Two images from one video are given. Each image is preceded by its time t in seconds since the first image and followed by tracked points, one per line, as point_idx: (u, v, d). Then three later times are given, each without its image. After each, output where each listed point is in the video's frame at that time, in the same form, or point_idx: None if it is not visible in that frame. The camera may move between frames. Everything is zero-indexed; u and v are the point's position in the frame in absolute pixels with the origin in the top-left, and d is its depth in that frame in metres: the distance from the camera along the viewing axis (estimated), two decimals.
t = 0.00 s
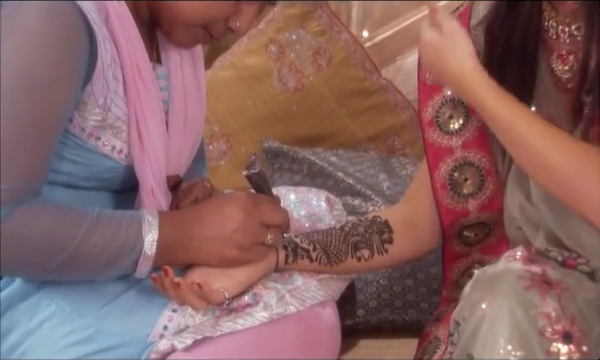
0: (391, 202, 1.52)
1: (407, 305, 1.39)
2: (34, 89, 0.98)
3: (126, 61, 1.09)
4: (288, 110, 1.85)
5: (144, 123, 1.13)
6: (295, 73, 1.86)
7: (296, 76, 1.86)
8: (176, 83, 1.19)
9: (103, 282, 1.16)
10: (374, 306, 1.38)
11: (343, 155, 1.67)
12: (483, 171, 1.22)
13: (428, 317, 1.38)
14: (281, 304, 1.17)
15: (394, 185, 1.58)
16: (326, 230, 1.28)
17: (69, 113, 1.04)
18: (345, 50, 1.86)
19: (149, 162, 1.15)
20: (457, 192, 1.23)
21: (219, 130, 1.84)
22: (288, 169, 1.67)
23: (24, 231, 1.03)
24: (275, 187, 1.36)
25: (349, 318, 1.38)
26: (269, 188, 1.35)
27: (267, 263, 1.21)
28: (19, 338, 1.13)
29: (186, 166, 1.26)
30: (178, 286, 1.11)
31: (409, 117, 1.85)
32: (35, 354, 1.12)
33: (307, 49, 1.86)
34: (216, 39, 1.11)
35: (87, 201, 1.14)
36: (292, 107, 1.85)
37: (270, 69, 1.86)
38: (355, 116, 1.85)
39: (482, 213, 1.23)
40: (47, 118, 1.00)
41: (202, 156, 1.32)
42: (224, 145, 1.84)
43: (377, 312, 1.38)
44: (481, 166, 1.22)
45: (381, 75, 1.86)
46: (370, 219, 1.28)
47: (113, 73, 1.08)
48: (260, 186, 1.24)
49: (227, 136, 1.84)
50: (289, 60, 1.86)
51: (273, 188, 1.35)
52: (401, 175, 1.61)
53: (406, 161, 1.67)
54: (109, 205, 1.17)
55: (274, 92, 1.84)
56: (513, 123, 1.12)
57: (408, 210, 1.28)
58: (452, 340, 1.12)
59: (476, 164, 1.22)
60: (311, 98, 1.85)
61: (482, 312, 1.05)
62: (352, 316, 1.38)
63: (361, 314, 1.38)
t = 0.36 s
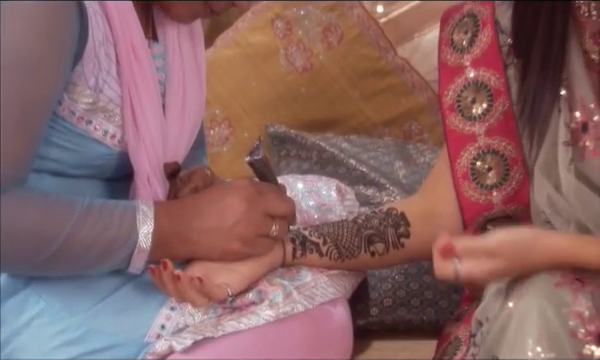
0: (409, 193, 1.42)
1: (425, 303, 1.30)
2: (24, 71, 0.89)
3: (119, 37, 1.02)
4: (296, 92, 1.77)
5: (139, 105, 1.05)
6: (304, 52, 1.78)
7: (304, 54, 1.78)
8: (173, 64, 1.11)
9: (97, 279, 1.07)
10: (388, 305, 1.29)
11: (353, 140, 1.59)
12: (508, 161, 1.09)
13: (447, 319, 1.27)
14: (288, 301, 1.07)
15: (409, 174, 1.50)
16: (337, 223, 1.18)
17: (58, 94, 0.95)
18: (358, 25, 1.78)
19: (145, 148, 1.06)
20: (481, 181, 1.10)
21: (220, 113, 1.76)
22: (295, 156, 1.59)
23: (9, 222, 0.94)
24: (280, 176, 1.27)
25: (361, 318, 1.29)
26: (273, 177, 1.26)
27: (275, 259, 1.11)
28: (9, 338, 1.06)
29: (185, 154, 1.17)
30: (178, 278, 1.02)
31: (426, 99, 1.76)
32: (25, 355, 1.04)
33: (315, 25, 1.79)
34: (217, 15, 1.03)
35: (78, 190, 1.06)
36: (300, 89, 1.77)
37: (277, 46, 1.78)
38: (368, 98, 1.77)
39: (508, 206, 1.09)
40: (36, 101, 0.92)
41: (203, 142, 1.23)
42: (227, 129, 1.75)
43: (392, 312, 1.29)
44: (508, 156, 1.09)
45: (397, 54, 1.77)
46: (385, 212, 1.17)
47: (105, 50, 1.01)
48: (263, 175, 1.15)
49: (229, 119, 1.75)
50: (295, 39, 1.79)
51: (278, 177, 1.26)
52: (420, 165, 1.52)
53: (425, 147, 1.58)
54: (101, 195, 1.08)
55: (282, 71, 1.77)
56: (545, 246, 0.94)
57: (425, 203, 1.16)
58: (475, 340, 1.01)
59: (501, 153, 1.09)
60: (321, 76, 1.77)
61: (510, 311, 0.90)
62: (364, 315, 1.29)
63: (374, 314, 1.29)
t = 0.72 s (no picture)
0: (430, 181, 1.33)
1: (443, 301, 1.21)
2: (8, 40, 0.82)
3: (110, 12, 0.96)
4: (304, 70, 1.67)
5: (132, 84, 0.97)
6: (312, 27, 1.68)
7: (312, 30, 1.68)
8: (171, 43, 1.03)
9: (85, 274, 0.99)
10: (403, 303, 1.20)
11: (364, 123, 1.52)
12: (533, 146, 0.98)
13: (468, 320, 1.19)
14: (295, 298, 0.99)
15: (425, 162, 1.41)
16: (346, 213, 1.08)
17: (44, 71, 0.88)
18: None
19: (139, 132, 0.98)
20: (503, 168, 0.99)
21: (221, 94, 1.66)
22: (303, 140, 1.51)
23: None
24: (285, 163, 1.20)
25: (374, 316, 1.21)
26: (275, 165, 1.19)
27: (280, 252, 1.03)
28: None
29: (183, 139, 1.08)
30: (177, 269, 0.93)
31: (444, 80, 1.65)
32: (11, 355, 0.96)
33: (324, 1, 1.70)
34: None
35: (64, 177, 0.97)
36: (308, 66, 1.67)
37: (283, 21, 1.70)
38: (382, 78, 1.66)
39: (533, 196, 0.98)
40: (21, 76, 0.84)
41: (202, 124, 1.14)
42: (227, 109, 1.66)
43: (406, 310, 1.21)
44: (533, 140, 0.98)
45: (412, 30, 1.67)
46: (401, 202, 1.07)
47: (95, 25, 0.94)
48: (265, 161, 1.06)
49: (230, 100, 1.66)
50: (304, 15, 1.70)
51: (282, 164, 1.19)
52: (438, 151, 1.44)
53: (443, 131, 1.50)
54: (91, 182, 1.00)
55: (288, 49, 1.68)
56: (576, 244, 0.86)
57: (443, 192, 1.05)
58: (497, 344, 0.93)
59: (526, 138, 0.98)
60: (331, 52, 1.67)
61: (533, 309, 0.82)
62: (377, 314, 1.21)
63: (388, 312, 1.21)
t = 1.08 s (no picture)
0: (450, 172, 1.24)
1: (464, 301, 1.13)
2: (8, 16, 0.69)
3: None
4: (312, 52, 1.59)
5: (124, 66, 0.90)
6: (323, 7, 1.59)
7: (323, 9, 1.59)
8: (166, 28, 0.97)
9: (72, 273, 0.91)
10: (419, 304, 1.13)
11: (377, 109, 1.45)
12: (562, 134, 0.94)
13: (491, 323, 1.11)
14: (302, 299, 0.90)
15: (443, 152, 1.33)
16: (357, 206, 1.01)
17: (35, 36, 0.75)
18: None
19: (133, 118, 0.91)
20: (529, 159, 0.95)
21: (221, 78, 1.59)
22: (311, 127, 1.43)
23: None
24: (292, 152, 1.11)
25: (389, 319, 1.13)
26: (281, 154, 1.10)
27: (285, 249, 0.95)
28: None
29: (180, 126, 1.00)
30: (174, 264, 0.86)
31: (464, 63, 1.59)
32: None
33: None
34: None
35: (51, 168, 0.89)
36: (317, 48, 1.59)
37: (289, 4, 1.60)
38: (397, 63, 1.59)
39: (561, 188, 0.94)
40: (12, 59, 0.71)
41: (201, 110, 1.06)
42: (228, 92, 1.59)
43: (424, 311, 1.13)
44: (562, 128, 0.94)
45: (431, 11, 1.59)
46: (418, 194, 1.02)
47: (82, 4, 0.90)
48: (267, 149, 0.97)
49: (231, 84, 1.59)
50: None
51: (289, 153, 1.10)
52: (457, 139, 1.38)
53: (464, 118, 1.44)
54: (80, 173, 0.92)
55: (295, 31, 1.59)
56: None
57: (464, 184, 1.01)
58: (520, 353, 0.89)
59: (555, 126, 0.95)
60: (340, 36, 1.59)
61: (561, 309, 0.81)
62: (392, 316, 1.13)
63: (403, 314, 1.13)
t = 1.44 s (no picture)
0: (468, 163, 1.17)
1: (482, 302, 1.06)
2: None
3: None
4: (319, 31, 1.53)
5: (115, 46, 0.86)
6: None
7: None
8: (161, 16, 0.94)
9: (58, 271, 0.85)
10: (434, 305, 1.07)
11: (390, 94, 1.38)
12: (589, 122, 0.90)
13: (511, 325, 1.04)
14: (307, 298, 0.83)
15: (461, 141, 1.26)
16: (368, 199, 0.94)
17: None
18: None
19: (124, 102, 0.86)
20: (555, 148, 0.90)
21: (220, 60, 1.51)
22: (317, 113, 1.37)
23: None
24: (296, 141, 1.06)
25: (401, 321, 1.06)
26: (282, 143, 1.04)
27: (289, 245, 0.88)
28: None
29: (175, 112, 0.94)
30: (170, 259, 0.79)
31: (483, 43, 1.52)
32: None
33: None
34: None
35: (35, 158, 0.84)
36: (324, 28, 1.53)
37: None
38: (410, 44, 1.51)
39: (587, 179, 0.90)
40: None
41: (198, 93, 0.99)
42: (228, 76, 1.50)
43: (439, 313, 1.07)
44: (589, 115, 0.90)
45: None
46: (433, 186, 0.95)
47: None
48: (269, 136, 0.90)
49: (231, 67, 1.50)
50: None
51: (293, 142, 1.04)
52: (475, 126, 1.30)
53: (482, 103, 1.37)
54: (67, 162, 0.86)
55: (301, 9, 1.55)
56: None
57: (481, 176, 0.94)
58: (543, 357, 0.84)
59: (583, 113, 0.90)
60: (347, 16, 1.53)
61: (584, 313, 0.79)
62: (405, 318, 1.06)
63: (417, 315, 1.06)
